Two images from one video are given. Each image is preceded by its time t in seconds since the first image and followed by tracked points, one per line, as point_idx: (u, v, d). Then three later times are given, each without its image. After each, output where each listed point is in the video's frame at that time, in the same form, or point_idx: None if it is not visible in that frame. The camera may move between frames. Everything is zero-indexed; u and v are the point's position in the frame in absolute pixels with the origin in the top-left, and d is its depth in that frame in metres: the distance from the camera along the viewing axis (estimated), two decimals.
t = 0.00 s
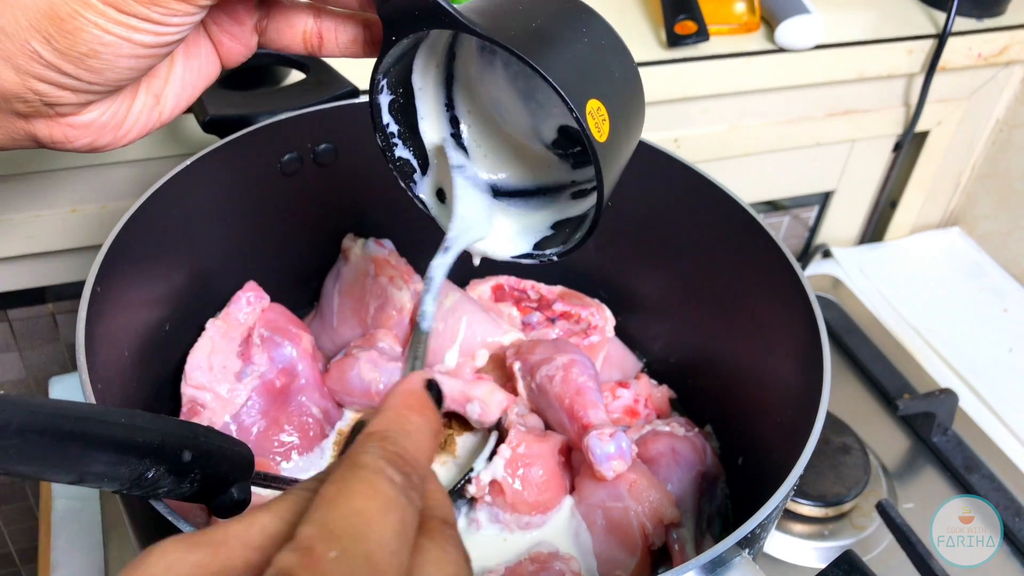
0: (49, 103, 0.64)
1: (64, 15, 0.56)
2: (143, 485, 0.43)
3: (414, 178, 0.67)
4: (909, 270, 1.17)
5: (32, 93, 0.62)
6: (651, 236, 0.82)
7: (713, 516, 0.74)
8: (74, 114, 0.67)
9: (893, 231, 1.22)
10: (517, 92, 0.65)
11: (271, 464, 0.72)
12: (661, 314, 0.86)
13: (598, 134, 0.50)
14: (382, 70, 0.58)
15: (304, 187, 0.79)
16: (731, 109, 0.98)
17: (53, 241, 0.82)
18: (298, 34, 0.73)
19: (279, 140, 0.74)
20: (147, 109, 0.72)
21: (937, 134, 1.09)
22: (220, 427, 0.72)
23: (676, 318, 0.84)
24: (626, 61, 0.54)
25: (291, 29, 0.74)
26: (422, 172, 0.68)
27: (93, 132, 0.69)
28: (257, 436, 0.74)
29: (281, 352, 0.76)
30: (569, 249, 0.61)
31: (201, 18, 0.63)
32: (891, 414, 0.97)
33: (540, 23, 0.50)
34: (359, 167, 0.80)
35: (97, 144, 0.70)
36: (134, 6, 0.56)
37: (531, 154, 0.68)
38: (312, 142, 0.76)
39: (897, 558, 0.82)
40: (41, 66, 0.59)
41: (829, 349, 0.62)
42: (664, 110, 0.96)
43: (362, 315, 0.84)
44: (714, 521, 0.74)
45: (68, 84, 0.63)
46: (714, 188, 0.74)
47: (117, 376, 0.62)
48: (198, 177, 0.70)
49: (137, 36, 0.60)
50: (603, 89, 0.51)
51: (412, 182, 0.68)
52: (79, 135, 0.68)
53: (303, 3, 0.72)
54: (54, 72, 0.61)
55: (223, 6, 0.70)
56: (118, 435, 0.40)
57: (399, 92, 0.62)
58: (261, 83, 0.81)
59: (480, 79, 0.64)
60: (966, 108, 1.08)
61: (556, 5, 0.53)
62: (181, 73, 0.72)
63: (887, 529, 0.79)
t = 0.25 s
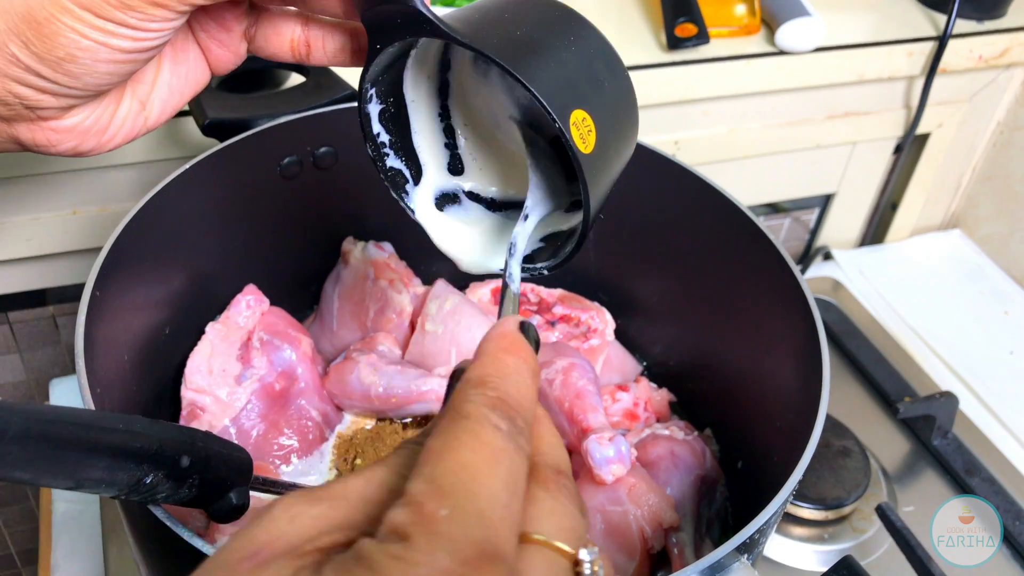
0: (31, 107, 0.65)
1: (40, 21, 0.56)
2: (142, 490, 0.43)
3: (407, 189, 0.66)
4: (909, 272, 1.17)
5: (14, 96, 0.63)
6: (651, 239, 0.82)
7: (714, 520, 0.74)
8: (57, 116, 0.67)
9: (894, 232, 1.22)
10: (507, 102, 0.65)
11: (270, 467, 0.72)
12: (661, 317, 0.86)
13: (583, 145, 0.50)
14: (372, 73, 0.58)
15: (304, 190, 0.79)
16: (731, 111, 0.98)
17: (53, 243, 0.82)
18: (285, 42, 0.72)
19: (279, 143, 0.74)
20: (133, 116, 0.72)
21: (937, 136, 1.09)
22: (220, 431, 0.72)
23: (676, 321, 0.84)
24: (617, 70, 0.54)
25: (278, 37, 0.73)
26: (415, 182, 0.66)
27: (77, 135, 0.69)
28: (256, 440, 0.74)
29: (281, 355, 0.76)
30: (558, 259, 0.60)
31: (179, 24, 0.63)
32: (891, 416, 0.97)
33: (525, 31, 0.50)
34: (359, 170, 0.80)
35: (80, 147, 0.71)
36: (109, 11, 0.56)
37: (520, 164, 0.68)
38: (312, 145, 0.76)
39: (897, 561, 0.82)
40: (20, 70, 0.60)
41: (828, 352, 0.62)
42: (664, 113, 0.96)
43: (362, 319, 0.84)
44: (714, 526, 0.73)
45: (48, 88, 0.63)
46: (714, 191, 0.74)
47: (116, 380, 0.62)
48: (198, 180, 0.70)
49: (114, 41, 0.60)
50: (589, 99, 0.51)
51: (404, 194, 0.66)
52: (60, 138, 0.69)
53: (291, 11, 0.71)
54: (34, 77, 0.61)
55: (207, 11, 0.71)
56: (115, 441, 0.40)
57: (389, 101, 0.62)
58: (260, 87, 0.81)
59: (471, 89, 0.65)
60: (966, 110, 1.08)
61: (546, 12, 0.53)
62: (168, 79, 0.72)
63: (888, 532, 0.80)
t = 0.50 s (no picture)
0: (37, 101, 0.64)
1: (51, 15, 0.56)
2: (137, 497, 0.43)
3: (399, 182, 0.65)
4: (911, 274, 1.16)
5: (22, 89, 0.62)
6: (652, 241, 0.82)
7: (714, 524, 0.74)
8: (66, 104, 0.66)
9: (896, 234, 1.21)
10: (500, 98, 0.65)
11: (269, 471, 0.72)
12: (662, 320, 0.86)
13: (576, 139, 0.50)
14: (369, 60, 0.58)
15: (303, 192, 0.79)
16: (732, 113, 0.97)
17: (50, 245, 0.81)
18: (286, 36, 0.73)
19: (278, 145, 0.73)
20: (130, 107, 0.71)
21: (939, 137, 1.09)
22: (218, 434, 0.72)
23: (677, 323, 0.84)
24: (609, 71, 0.54)
25: (278, 31, 0.73)
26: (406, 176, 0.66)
27: (83, 128, 0.68)
28: (254, 443, 0.73)
29: (279, 358, 0.76)
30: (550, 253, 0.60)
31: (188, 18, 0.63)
32: (893, 419, 0.97)
33: (520, 27, 0.50)
34: (358, 172, 0.80)
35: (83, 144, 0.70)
36: (118, 6, 0.56)
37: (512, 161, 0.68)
38: (310, 147, 0.75)
39: (898, 565, 0.82)
40: (29, 64, 0.60)
41: (829, 355, 0.62)
42: (664, 114, 0.95)
43: (361, 321, 0.83)
44: (714, 530, 0.73)
45: (55, 82, 0.63)
46: (715, 193, 0.74)
47: (113, 383, 0.62)
48: (196, 182, 0.69)
49: (123, 36, 0.60)
50: (582, 95, 0.51)
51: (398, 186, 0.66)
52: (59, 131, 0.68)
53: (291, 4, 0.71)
54: (42, 70, 0.61)
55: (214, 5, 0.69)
56: (111, 446, 0.40)
57: (384, 95, 0.61)
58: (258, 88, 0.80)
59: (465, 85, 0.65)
60: (968, 111, 1.07)
61: (541, 9, 0.53)
62: (170, 72, 0.71)
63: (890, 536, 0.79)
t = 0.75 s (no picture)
0: (33, 108, 0.64)
1: (46, 22, 0.56)
2: (132, 502, 0.42)
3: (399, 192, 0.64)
4: (912, 275, 1.16)
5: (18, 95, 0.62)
6: (651, 242, 0.82)
7: (714, 527, 0.73)
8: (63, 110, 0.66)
9: (896, 234, 1.21)
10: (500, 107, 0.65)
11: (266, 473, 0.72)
12: (661, 321, 0.85)
13: (576, 141, 0.50)
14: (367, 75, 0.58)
15: (300, 193, 0.78)
16: (732, 113, 0.97)
17: (47, 247, 0.81)
18: (285, 45, 0.72)
19: (275, 146, 0.73)
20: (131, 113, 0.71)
21: (939, 137, 1.08)
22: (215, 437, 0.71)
23: (676, 325, 0.84)
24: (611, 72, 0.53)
25: (275, 39, 0.72)
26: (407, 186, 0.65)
27: (80, 135, 0.69)
28: (251, 446, 0.73)
29: (277, 360, 0.76)
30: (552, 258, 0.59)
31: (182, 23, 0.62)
32: (894, 421, 0.96)
33: (519, 31, 0.50)
34: (356, 173, 0.80)
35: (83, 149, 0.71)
36: (114, 12, 0.56)
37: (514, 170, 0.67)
38: (308, 148, 0.75)
39: (899, 567, 0.81)
40: (22, 70, 0.59)
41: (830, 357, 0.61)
42: (664, 114, 0.95)
43: (359, 323, 0.83)
44: (714, 532, 0.73)
45: (50, 88, 0.63)
46: (715, 195, 0.73)
47: (109, 386, 0.62)
48: (193, 183, 0.69)
49: (117, 41, 0.59)
50: (581, 97, 0.50)
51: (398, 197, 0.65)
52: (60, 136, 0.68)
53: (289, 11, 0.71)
54: (38, 77, 0.61)
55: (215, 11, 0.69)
56: (104, 451, 0.40)
57: (384, 103, 0.61)
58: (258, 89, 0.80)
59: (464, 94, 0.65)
60: (968, 112, 1.07)
61: (541, 16, 0.52)
62: (168, 79, 0.71)
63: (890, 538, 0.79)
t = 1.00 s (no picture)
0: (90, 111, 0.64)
1: (115, 14, 0.58)
2: (132, 504, 0.42)
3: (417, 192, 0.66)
4: (912, 275, 1.15)
5: (78, 98, 0.62)
6: (651, 243, 0.82)
7: (715, 528, 0.73)
8: (109, 126, 0.66)
9: (897, 234, 1.21)
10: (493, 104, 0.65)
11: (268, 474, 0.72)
12: (662, 321, 0.85)
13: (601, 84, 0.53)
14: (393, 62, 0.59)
15: (301, 194, 0.78)
16: (733, 113, 0.97)
17: (46, 248, 0.81)
18: (299, 66, 0.72)
19: (276, 146, 0.73)
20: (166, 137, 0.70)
21: (940, 137, 1.08)
22: (215, 439, 0.71)
23: (677, 325, 0.83)
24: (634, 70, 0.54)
25: (290, 59, 0.72)
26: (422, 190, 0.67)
27: (124, 146, 0.68)
28: (252, 447, 0.73)
29: (277, 361, 0.76)
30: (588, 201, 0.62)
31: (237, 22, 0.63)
32: (895, 421, 0.96)
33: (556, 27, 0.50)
34: (358, 174, 0.80)
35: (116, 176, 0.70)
36: None
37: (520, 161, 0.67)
38: (308, 149, 0.75)
39: (900, 568, 0.81)
40: (88, 65, 0.60)
41: (832, 358, 0.61)
42: (664, 115, 0.95)
43: (360, 325, 0.83)
44: (715, 534, 0.73)
45: (109, 87, 0.62)
46: (716, 195, 0.73)
47: (110, 387, 0.62)
48: (193, 184, 0.69)
49: (183, 31, 0.60)
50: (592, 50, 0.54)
51: (415, 198, 0.67)
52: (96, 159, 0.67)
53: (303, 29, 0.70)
54: (104, 76, 0.61)
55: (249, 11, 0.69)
56: (105, 453, 0.40)
57: (396, 108, 0.62)
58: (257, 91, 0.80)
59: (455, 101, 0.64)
60: (969, 112, 1.07)
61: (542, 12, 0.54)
62: (199, 100, 0.70)
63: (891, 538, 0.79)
